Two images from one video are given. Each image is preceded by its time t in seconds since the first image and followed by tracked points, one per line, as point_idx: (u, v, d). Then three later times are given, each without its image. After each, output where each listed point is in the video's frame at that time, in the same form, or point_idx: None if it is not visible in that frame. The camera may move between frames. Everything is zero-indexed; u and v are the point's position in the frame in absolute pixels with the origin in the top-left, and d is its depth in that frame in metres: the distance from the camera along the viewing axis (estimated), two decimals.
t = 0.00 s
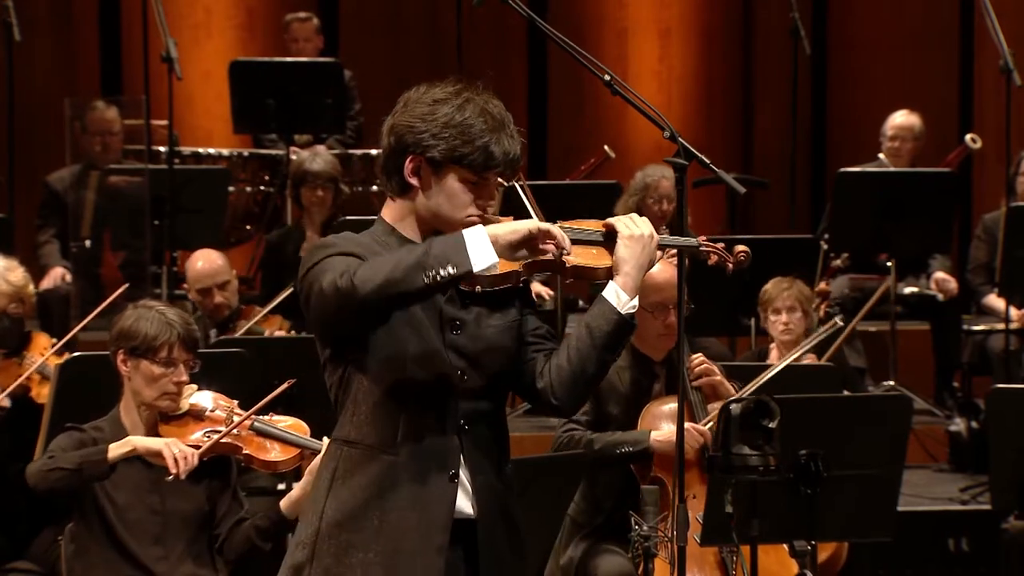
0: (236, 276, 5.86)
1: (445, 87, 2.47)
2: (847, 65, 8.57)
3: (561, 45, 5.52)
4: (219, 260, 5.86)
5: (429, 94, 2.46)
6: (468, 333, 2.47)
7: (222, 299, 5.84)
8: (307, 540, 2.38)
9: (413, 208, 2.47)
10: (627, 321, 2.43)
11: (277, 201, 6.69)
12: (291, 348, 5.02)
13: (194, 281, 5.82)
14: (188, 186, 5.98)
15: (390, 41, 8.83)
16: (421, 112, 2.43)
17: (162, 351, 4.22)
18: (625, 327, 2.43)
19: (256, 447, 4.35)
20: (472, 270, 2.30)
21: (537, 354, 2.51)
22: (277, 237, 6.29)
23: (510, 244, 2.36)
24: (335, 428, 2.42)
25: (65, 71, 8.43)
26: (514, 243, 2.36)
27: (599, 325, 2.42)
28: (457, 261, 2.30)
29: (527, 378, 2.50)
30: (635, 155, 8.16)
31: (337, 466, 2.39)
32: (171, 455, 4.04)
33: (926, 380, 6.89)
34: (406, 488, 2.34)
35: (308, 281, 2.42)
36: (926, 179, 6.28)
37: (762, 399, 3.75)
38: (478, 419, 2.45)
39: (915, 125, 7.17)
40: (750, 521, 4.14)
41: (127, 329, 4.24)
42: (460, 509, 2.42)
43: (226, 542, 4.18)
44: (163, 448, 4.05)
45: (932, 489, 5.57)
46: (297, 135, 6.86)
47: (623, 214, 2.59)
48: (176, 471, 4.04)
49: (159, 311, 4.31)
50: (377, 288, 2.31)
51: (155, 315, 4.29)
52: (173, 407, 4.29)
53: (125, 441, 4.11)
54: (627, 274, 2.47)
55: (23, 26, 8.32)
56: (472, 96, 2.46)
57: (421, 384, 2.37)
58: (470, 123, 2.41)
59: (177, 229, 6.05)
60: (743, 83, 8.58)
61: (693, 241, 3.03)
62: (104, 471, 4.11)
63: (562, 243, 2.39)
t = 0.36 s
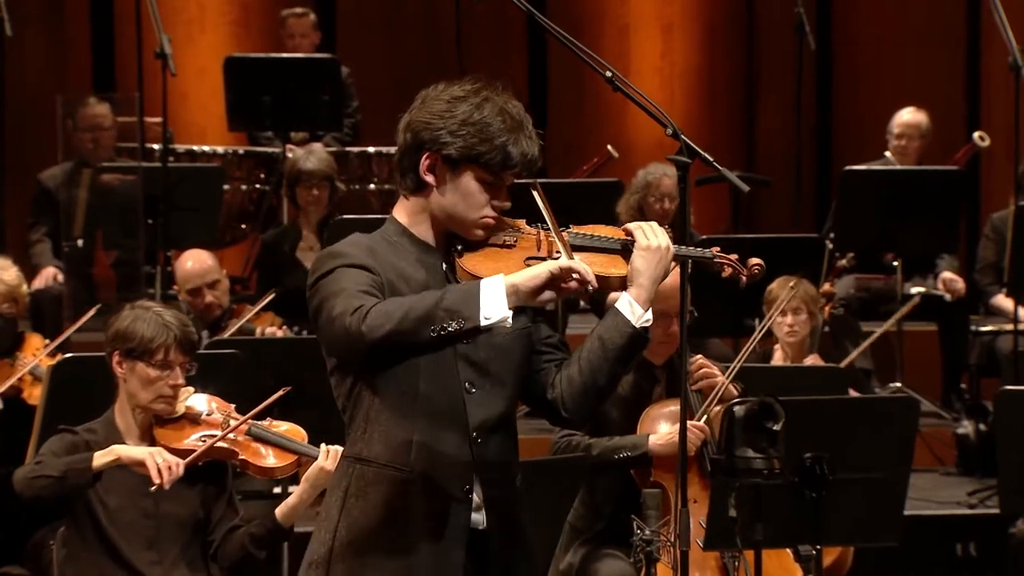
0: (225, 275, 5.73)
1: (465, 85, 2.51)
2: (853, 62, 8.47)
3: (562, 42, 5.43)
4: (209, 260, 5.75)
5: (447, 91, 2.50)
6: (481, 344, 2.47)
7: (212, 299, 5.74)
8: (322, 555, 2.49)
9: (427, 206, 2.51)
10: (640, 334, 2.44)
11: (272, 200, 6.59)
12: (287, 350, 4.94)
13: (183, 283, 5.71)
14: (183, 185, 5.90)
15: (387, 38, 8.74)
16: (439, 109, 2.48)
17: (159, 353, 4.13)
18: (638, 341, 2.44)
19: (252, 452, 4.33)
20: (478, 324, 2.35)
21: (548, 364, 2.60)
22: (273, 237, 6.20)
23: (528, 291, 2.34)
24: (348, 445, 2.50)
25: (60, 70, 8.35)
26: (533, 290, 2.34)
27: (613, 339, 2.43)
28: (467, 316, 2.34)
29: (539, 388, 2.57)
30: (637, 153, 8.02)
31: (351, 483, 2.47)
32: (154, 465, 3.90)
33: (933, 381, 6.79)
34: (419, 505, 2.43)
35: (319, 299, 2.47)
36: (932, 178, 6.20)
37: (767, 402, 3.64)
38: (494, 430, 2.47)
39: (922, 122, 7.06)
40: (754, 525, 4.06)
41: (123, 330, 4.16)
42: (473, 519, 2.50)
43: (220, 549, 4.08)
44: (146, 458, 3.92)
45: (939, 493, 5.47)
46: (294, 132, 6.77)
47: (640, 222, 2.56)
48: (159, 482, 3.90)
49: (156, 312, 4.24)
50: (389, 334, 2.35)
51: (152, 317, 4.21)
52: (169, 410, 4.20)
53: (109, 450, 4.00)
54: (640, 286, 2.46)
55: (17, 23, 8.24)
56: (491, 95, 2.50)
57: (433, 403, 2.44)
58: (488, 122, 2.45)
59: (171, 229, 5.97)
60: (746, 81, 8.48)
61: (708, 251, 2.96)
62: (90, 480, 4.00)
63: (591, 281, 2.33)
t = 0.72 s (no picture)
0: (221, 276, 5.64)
1: (488, 85, 2.42)
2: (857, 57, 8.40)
3: (562, 39, 5.34)
4: (205, 259, 5.66)
5: (470, 90, 2.41)
6: (492, 343, 2.42)
7: (209, 300, 5.67)
8: (321, 549, 2.39)
9: (444, 205, 2.41)
10: (659, 337, 2.37)
11: (269, 198, 6.53)
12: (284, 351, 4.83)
13: (179, 283, 5.62)
14: (178, 183, 5.83)
15: (384, 34, 8.66)
16: (462, 108, 2.39)
17: (154, 354, 4.05)
18: (656, 343, 2.37)
19: (250, 456, 4.26)
20: (477, 301, 2.24)
21: (560, 364, 2.53)
22: (269, 235, 6.13)
23: (540, 285, 2.23)
24: (353, 435, 2.40)
25: (54, 66, 8.27)
26: (545, 284, 2.24)
27: (630, 338, 2.36)
28: (468, 292, 2.25)
29: (549, 387, 2.50)
30: (639, 150, 8.08)
31: (355, 475, 2.38)
32: (147, 472, 3.80)
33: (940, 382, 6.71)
34: (424, 500, 2.34)
35: (329, 282, 2.39)
36: (940, 177, 6.11)
37: (771, 404, 3.56)
38: (499, 431, 2.41)
39: (929, 120, 6.98)
40: (758, 529, 3.98)
41: (119, 330, 4.09)
42: (478, 522, 2.44)
43: (217, 554, 4.00)
44: (138, 465, 3.81)
45: (946, 497, 5.39)
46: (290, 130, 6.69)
47: (658, 226, 2.48)
48: (152, 489, 3.80)
49: (152, 312, 4.17)
50: (391, 298, 2.27)
51: (148, 317, 4.14)
52: (166, 411, 4.12)
53: (101, 457, 3.90)
54: (660, 288, 2.40)
55: (9, 20, 8.16)
56: (515, 97, 2.41)
57: (444, 397, 2.36)
58: (512, 124, 2.36)
59: (166, 228, 5.90)
60: (749, 78, 8.39)
61: (719, 255, 2.91)
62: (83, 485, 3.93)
63: (602, 280, 2.25)
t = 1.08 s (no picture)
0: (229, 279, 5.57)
1: (500, 83, 2.27)
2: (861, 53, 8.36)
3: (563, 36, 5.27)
4: (213, 261, 5.61)
5: (482, 88, 2.26)
6: (497, 341, 2.31)
7: (214, 304, 5.58)
8: (319, 543, 2.25)
9: (454, 204, 2.27)
10: (665, 341, 2.25)
11: (265, 197, 6.46)
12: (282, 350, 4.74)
13: (184, 283, 5.55)
14: (173, 182, 5.76)
15: (382, 32, 8.59)
16: (474, 105, 2.24)
17: (150, 355, 3.99)
18: (663, 346, 2.25)
19: (247, 458, 4.18)
20: (510, 271, 2.10)
21: (567, 366, 2.42)
22: (266, 234, 6.07)
23: (560, 257, 2.15)
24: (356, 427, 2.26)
25: (48, 64, 8.19)
26: (565, 256, 2.15)
27: (635, 341, 2.25)
28: (495, 262, 2.10)
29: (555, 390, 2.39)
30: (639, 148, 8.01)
31: (357, 467, 2.24)
32: (144, 471, 3.76)
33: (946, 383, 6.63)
34: (425, 495, 2.22)
35: (336, 271, 2.23)
36: (944, 176, 6.06)
37: (774, 405, 3.49)
38: (497, 430, 2.29)
39: (936, 117, 6.90)
40: (761, 532, 3.91)
41: (114, 330, 4.03)
42: (483, 523, 2.35)
43: (213, 557, 3.93)
44: (135, 465, 3.79)
45: (952, 499, 5.32)
46: (287, 127, 6.62)
47: (663, 226, 2.34)
48: (149, 488, 3.77)
49: (149, 312, 4.11)
50: (413, 273, 2.10)
51: (143, 317, 4.08)
52: (161, 413, 4.06)
53: (98, 455, 3.84)
54: (666, 290, 2.27)
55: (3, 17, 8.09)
56: (528, 96, 2.26)
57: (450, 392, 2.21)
58: (525, 123, 2.21)
59: (161, 226, 5.83)
60: (751, 75, 8.32)
61: (729, 258, 2.86)
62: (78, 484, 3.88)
63: (615, 261, 2.17)
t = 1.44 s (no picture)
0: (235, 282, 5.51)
1: (503, 80, 2.25)
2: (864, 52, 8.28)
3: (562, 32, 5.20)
4: (220, 261, 5.54)
5: (485, 85, 2.24)
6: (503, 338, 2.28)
7: (220, 307, 5.51)
8: (325, 541, 2.22)
9: (458, 203, 2.25)
10: (676, 340, 2.26)
11: (261, 196, 6.39)
12: (283, 349, 4.63)
13: (191, 283, 5.49)
14: (169, 181, 5.70)
15: (380, 29, 8.52)
16: (476, 103, 2.21)
17: (143, 356, 3.92)
18: (674, 345, 2.26)
19: (244, 459, 4.10)
20: (527, 242, 2.12)
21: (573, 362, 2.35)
22: (262, 234, 6.01)
23: (559, 229, 2.18)
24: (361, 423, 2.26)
25: (43, 62, 8.13)
26: (564, 229, 2.19)
27: (645, 339, 2.25)
28: (513, 233, 2.12)
29: (561, 389, 2.32)
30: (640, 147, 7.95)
31: (362, 462, 2.22)
32: (159, 457, 3.82)
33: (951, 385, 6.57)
34: (432, 490, 2.18)
35: (339, 265, 2.20)
36: (950, 175, 5.98)
37: (778, 407, 3.39)
38: (503, 428, 2.27)
39: (941, 115, 6.84)
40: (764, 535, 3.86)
41: (107, 332, 3.97)
42: (488, 524, 2.29)
43: (211, 560, 3.86)
44: (151, 450, 3.83)
45: (958, 503, 5.25)
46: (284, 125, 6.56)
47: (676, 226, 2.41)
48: (162, 475, 3.83)
49: (141, 312, 4.06)
50: (433, 250, 2.10)
51: (135, 318, 4.02)
52: (155, 415, 4.00)
53: (112, 439, 3.84)
54: (678, 290, 2.31)
55: None
56: (531, 93, 2.24)
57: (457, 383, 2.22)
58: (529, 120, 2.20)
59: (156, 225, 5.77)
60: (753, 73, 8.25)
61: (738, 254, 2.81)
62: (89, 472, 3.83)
63: (609, 239, 2.23)
